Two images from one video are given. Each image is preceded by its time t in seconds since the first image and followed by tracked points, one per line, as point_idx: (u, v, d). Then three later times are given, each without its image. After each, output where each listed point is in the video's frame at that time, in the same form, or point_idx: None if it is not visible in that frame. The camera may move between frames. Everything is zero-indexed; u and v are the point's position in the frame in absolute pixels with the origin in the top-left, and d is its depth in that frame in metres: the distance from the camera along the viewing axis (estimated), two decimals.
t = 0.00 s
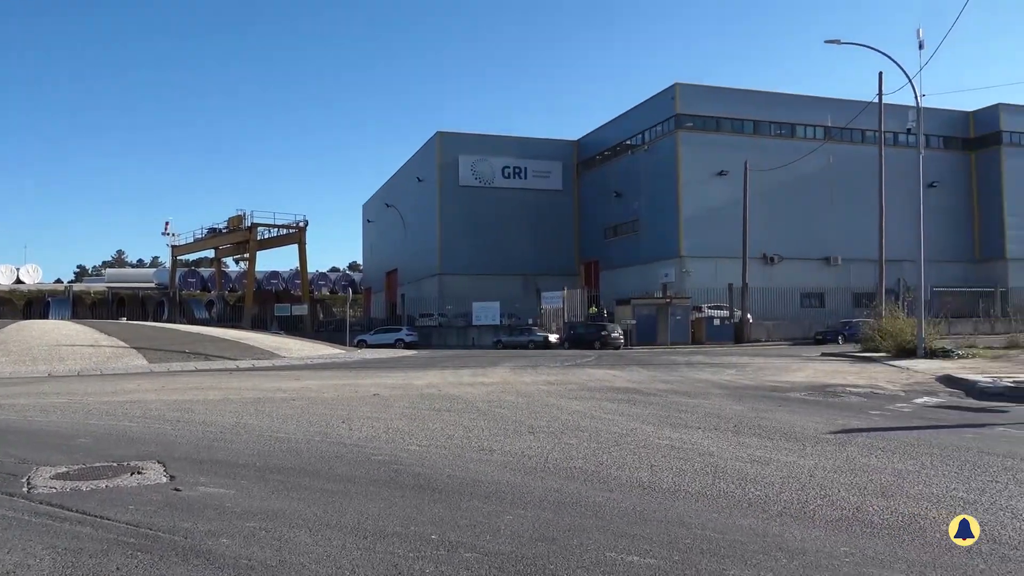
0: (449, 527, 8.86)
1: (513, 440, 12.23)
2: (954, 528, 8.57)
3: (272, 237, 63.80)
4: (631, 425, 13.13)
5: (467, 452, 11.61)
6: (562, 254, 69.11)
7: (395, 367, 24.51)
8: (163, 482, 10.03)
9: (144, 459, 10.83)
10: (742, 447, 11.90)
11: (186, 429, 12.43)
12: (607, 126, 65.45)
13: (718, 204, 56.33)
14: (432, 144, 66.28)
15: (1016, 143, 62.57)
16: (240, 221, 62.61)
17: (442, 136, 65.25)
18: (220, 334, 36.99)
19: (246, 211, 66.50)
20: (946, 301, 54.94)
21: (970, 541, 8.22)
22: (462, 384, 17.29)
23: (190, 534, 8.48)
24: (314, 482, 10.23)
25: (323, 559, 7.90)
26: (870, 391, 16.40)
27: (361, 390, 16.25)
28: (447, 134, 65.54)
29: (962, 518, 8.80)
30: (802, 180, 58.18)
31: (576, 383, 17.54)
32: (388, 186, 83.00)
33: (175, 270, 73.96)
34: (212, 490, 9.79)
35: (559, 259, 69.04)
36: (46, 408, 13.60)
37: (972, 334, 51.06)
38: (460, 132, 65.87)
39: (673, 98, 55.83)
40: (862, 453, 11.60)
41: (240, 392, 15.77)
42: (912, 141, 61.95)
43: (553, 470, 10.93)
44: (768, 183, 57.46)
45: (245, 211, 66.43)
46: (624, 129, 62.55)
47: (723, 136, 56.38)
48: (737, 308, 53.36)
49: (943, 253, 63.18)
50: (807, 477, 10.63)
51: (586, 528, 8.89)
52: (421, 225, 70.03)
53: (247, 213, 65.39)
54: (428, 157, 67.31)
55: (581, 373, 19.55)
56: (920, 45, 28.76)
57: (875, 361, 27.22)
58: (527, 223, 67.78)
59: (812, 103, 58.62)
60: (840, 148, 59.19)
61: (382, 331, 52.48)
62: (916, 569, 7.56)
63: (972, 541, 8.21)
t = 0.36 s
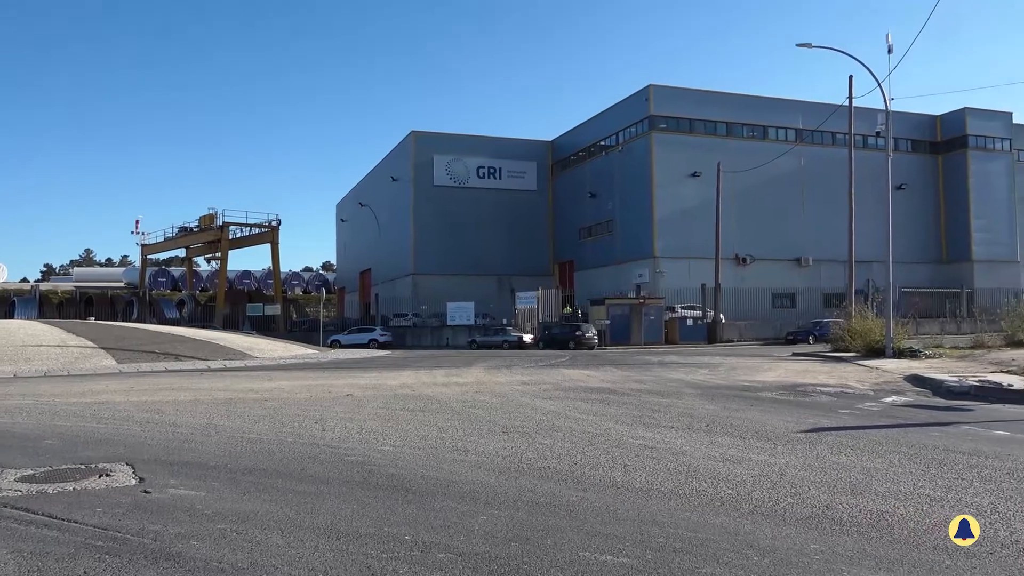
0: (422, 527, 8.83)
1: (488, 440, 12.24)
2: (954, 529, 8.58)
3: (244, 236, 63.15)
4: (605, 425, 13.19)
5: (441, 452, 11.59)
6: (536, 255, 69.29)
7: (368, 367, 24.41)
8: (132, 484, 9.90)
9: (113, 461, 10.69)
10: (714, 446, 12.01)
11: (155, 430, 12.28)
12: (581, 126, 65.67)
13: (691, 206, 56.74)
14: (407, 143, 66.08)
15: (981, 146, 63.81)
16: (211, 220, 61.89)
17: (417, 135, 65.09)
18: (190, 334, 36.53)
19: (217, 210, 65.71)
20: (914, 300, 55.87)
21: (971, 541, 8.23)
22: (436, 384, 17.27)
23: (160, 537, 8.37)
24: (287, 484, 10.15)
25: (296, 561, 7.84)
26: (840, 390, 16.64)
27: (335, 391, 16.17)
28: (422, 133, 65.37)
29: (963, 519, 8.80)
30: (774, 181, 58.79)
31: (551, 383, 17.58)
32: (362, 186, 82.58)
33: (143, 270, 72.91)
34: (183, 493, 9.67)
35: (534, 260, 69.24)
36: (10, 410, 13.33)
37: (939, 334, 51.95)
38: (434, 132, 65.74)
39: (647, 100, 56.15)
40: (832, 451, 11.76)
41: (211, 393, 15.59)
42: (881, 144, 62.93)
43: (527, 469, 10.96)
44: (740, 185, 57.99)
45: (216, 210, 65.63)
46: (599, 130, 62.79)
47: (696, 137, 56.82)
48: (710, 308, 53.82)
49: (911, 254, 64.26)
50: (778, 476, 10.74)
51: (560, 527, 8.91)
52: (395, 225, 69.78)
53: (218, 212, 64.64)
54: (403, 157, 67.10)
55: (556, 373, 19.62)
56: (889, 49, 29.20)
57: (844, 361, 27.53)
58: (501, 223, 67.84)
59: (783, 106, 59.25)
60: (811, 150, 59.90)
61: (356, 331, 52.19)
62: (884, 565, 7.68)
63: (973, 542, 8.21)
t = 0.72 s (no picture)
0: (397, 528, 8.82)
1: (463, 440, 12.23)
2: (953, 528, 8.60)
3: (218, 235, 62.55)
4: (580, 425, 13.23)
5: (417, 453, 11.57)
6: (513, 255, 69.34)
7: (342, 368, 24.31)
8: (102, 486, 9.78)
9: (83, 463, 10.55)
10: (689, 446, 12.11)
11: (126, 432, 12.13)
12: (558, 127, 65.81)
13: (667, 206, 57.08)
14: (383, 142, 65.84)
15: (950, 150, 64.88)
16: (184, 218, 61.25)
17: (393, 135, 64.90)
18: (163, 334, 36.13)
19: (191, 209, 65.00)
20: (885, 301, 56.60)
21: (971, 541, 8.23)
22: (412, 384, 17.24)
23: (130, 539, 8.28)
24: (260, 485, 10.08)
25: (269, 563, 7.79)
26: (812, 389, 16.84)
27: (310, 391, 16.09)
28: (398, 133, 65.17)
29: (963, 519, 8.81)
30: (748, 183, 59.32)
31: (526, 383, 17.62)
32: (337, 185, 82.15)
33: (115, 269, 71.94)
34: (154, 495, 9.56)
35: (510, 260, 69.29)
36: None
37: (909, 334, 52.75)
38: (411, 132, 65.56)
39: (623, 101, 56.37)
40: (804, 450, 11.90)
41: (184, 394, 15.44)
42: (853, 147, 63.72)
43: (503, 469, 10.97)
44: (715, 186, 58.38)
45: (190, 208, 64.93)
46: (575, 130, 62.96)
47: (672, 138, 57.15)
48: (685, 309, 54.16)
49: (883, 255, 65.16)
50: (751, 475, 10.85)
51: (535, 527, 8.93)
52: (371, 225, 69.47)
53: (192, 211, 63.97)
54: (379, 156, 66.84)
55: (532, 373, 19.66)
56: (861, 53, 29.58)
57: (817, 361, 27.78)
58: (478, 223, 67.77)
59: (757, 108, 59.77)
60: (785, 152, 60.48)
61: (331, 331, 51.89)
62: (855, 562, 7.78)
63: (972, 542, 8.22)
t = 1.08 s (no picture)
0: (375, 529, 8.79)
1: (440, 440, 12.22)
2: (953, 529, 8.57)
3: (194, 234, 61.97)
4: (559, 425, 13.25)
5: (395, 453, 11.55)
6: (491, 255, 69.35)
7: (319, 368, 24.19)
8: (74, 488, 9.66)
9: (55, 464, 10.42)
10: (666, 445, 12.18)
11: (99, 432, 12.00)
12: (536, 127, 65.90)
13: (645, 207, 57.34)
14: (361, 141, 65.59)
15: (924, 152, 65.74)
16: (159, 217, 60.63)
17: (371, 134, 64.65)
18: (137, 334, 35.76)
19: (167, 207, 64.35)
20: (860, 301, 57.23)
21: (971, 541, 8.22)
22: (390, 384, 17.18)
23: (104, 542, 8.18)
24: (237, 486, 10.01)
25: (245, 564, 7.73)
26: (788, 389, 16.99)
27: (286, 391, 16.01)
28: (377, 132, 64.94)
29: (962, 518, 8.79)
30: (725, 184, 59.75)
31: (504, 383, 17.62)
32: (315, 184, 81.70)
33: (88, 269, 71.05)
34: (128, 497, 9.46)
35: (489, 260, 69.28)
36: None
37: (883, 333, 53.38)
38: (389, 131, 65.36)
39: (602, 101, 56.52)
40: (780, 449, 12.01)
41: (159, 394, 15.29)
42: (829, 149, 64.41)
43: (481, 470, 10.97)
44: (692, 187, 58.73)
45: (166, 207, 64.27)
46: (554, 131, 63.07)
47: (650, 139, 57.42)
48: (663, 308, 54.42)
49: (857, 255, 65.91)
50: (728, 474, 10.93)
51: (514, 527, 8.94)
52: (349, 224, 69.16)
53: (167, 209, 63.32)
54: (357, 155, 66.56)
55: (510, 373, 19.67)
56: (836, 56, 29.89)
57: (793, 360, 27.98)
58: (457, 223, 67.70)
59: (734, 110, 60.21)
60: (762, 154, 60.99)
61: (308, 331, 51.60)
62: (830, 560, 7.87)
63: (973, 541, 8.21)
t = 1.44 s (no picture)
0: (357, 529, 8.76)
1: (422, 440, 12.21)
2: (953, 529, 8.60)
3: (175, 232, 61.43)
4: (541, 425, 13.27)
5: (377, 453, 11.53)
6: (474, 255, 69.31)
7: (300, 368, 24.07)
8: (51, 490, 9.56)
9: (32, 465, 10.32)
10: (648, 444, 12.22)
11: (77, 433, 11.88)
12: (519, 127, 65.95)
13: (627, 207, 57.52)
14: (343, 141, 65.34)
15: (902, 153, 66.39)
16: (139, 216, 60.05)
17: (353, 133, 64.39)
18: (117, 334, 35.41)
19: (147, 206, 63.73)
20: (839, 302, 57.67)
21: (972, 541, 8.24)
22: (372, 384, 17.12)
23: (81, 544, 8.10)
24: (216, 487, 9.95)
25: (225, 566, 7.68)
26: (769, 388, 17.10)
27: (268, 391, 15.92)
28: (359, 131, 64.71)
29: (962, 519, 8.81)
30: (706, 185, 60.05)
31: (487, 383, 17.60)
32: (297, 184, 81.27)
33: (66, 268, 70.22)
34: (106, 498, 9.37)
35: (471, 260, 69.24)
36: None
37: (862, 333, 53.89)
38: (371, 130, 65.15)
39: (584, 102, 56.62)
40: (761, 448, 12.10)
41: (138, 395, 15.16)
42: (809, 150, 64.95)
43: (464, 469, 10.96)
44: (674, 187, 58.98)
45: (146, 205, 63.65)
46: (537, 131, 63.11)
47: (632, 139, 57.61)
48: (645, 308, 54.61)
49: (837, 256, 66.44)
50: (709, 472, 10.99)
51: (495, 526, 8.94)
52: (331, 224, 68.88)
53: (147, 208, 62.73)
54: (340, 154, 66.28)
55: (492, 373, 19.67)
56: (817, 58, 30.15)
57: (774, 360, 28.13)
58: (439, 223, 67.62)
59: (715, 111, 60.52)
60: (743, 155, 61.35)
61: (290, 331, 51.33)
62: (809, 558, 7.93)
63: (973, 541, 8.23)
